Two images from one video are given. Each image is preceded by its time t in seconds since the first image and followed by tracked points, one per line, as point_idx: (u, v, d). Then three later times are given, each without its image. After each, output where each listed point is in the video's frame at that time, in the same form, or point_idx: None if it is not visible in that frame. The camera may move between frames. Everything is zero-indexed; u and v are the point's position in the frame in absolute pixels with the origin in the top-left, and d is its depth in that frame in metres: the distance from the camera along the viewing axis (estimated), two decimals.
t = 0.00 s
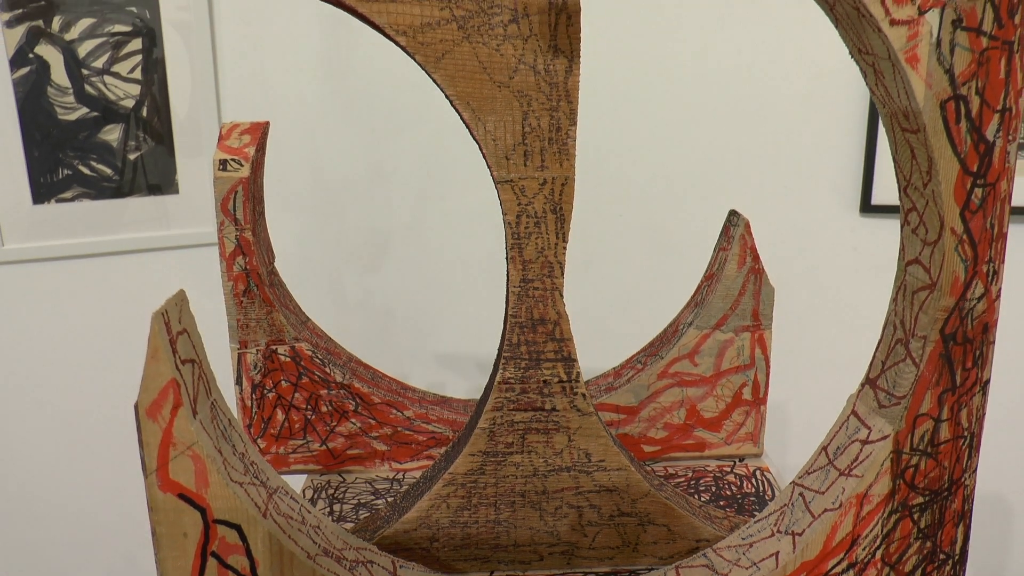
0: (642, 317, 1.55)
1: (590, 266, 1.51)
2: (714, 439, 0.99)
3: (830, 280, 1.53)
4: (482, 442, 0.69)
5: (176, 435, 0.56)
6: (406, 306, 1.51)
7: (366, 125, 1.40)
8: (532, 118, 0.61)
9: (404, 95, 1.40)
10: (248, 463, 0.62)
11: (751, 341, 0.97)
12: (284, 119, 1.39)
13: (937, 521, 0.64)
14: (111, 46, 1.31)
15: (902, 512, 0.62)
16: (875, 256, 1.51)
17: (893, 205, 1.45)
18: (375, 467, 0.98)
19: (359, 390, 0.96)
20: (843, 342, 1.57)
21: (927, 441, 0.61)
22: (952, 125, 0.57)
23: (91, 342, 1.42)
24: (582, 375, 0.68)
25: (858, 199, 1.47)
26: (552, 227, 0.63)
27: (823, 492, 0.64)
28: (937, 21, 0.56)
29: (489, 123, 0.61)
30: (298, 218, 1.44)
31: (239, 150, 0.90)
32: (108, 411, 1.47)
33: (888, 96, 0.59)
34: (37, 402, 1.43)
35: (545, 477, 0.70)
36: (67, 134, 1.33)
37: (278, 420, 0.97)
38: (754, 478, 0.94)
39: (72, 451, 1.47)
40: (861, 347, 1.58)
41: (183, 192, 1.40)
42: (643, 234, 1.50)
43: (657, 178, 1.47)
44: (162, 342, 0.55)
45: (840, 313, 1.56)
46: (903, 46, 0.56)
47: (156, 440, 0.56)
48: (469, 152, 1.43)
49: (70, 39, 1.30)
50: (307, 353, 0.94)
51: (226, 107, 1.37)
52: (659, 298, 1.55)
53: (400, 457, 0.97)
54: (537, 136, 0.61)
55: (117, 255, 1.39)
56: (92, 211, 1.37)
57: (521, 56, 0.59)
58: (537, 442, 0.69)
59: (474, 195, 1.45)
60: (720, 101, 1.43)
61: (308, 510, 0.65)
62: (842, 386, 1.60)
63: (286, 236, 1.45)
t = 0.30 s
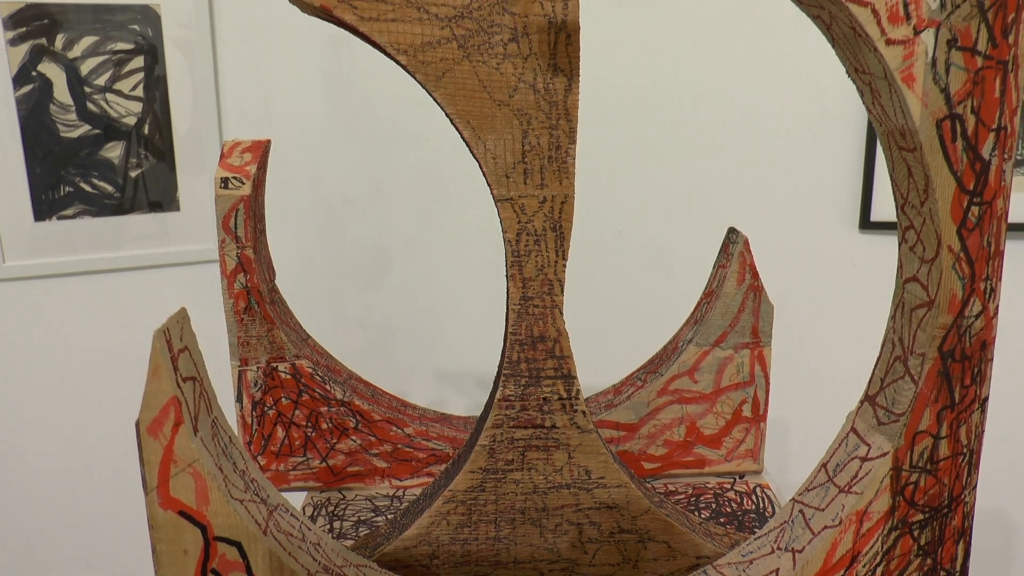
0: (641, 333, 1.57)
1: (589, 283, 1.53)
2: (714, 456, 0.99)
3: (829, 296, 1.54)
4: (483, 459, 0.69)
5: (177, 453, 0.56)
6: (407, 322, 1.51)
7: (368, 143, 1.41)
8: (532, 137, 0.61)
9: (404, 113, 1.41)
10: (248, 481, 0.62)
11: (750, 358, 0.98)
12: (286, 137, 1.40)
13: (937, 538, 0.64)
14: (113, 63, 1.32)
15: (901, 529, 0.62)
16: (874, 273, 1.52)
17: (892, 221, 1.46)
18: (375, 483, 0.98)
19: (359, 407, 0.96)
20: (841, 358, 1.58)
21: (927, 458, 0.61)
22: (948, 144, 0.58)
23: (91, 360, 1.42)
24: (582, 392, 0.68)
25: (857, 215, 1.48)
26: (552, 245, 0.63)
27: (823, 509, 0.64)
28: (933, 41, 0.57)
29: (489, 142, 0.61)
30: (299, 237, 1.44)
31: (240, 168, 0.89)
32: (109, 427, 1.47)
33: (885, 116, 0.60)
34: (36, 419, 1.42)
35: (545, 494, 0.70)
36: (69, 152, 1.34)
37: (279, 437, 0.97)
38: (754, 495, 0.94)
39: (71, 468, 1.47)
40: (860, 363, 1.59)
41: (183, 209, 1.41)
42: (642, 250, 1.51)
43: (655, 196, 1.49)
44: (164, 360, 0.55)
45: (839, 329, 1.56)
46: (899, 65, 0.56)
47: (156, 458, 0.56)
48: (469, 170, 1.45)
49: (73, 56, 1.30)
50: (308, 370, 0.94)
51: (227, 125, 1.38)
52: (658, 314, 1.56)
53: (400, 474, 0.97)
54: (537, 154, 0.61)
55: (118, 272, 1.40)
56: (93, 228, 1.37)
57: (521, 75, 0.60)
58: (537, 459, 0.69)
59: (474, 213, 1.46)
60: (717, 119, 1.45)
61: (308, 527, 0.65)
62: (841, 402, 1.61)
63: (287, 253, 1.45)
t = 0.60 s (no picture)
0: (642, 350, 1.58)
1: (590, 300, 1.54)
2: (714, 474, 0.99)
3: (828, 314, 1.55)
4: (483, 477, 0.69)
5: (178, 471, 0.56)
6: (408, 340, 1.52)
7: (370, 161, 1.42)
8: (531, 156, 0.62)
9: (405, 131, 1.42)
10: (249, 499, 0.62)
11: (750, 376, 0.98)
12: (288, 156, 1.41)
13: (937, 556, 0.64)
14: (115, 82, 1.33)
15: (902, 546, 0.62)
16: (873, 290, 1.53)
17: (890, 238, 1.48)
18: (375, 502, 0.98)
19: (360, 425, 0.96)
20: (840, 375, 1.59)
21: (926, 476, 0.61)
22: (945, 163, 0.59)
23: (92, 378, 1.43)
24: (582, 410, 0.68)
25: (856, 233, 1.50)
26: (552, 264, 0.63)
27: (823, 527, 0.64)
28: (928, 61, 0.57)
29: (489, 161, 0.62)
30: (301, 255, 1.45)
31: (241, 187, 0.90)
32: (109, 445, 1.48)
33: (882, 135, 0.61)
34: (36, 437, 1.42)
35: (545, 512, 0.70)
36: (71, 170, 1.35)
37: (279, 455, 0.97)
38: (754, 512, 0.94)
39: (70, 486, 1.47)
40: (860, 380, 1.59)
41: (184, 228, 1.42)
42: (642, 267, 1.53)
43: (655, 213, 1.50)
44: (165, 380, 0.55)
45: (839, 346, 1.57)
46: (895, 86, 0.57)
47: (157, 476, 0.56)
48: (470, 188, 1.46)
49: (76, 75, 1.31)
50: (309, 388, 0.94)
51: (228, 144, 1.40)
52: (659, 332, 1.56)
53: (400, 492, 0.97)
54: (537, 173, 0.62)
55: (120, 290, 1.41)
56: (94, 246, 1.38)
57: (521, 95, 0.61)
58: (537, 477, 0.69)
59: (475, 231, 1.48)
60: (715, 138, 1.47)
61: (308, 545, 0.65)
62: (841, 420, 1.61)
63: (289, 271, 1.46)
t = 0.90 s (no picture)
0: (641, 369, 1.58)
1: (589, 320, 1.54)
2: (714, 493, 0.99)
3: (828, 333, 1.55)
4: (483, 497, 0.69)
5: (179, 491, 0.56)
6: (408, 359, 1.52)
7: (370, 182, 1.44)
8: (531, 177, 0.62)
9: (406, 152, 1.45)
10: (249, 519, 0.62)
11: (750, 396, 0.98)
12: (290, 177, 1.43)
13: None
14: (117, 102, 1.34)
15: (902, 566, 0.62)
16: (872, 310, 1.53)
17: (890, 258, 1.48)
18: (375, 522, 0.97)
19: (360, 445, 0.96)
20: (841, 395, 1.59)
21: (926, 496, 0.62)
22: (941, 185, 0.59)
23: (92, 397, 1.43)
24: (582, 430, 0.68)
25: (855, 253, 1.50)
26: (552, 284, 0.64)
27: (823, 547, 0.64)
28: (923, 84, 0.58)
29: (489, 182, 0.62)
30: (301, 274, 1.46)
31: (243, 208, 0.89)
32: (108, 465, 1.47)
33: (878, 157, 0.61)
34: (35, 457, 1.42)
35: (545, 531, 0.70)
36: (73, 190, 1.35)
37: (279, 475, 0.96)
38: (755, 532, 0.94)
39: (68, 508, 1.46)
40: (860, 399, 1.59)
41: (185, 247, 1.43)
42: (641, 287, 1.53)
43: (654, 234, 1.51)
44: (167, 400, 0.56)
45: (838, 365, 1.57)
46: (891, 108, 0.58)
47: (158, 497, 0.56)
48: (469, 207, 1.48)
49: (78, 95, 1.32)
50: (309, 408, 0.94)
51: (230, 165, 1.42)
52: (658, 351, 1.57)
53: (400, 512, 0.97)
54: (537, 195, 0.62)
55: (120, 310, 1.41)
56: (94, 266, 1.38)
57: (521, 116, 0.61)
58: (537, 496, 0.69)
59: (473, 250, 1.49)
60: (714, 158, 1.48)
61: (308, 565, 0.65)
62: (841, 439, 1.61)
63: (289, 291, 1.46)
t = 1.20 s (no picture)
0: (642, 391, 1.58)
1: (589, 341, 1.54)
2: (715, 515, 0.98)
3: (827, 354, 1.55)
4: (483, 519, 0.69)
5: (180, 514, 0.56)
6: (408, 380, 1.52)
7: (371, 204, 1.45)
8: (531, 201, 0.63)
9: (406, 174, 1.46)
10: (249, 541, 0.63)
11: (750, 418, 0.98)
12: (292, 199, 1.44)
13: None
14: (120, 125, 1.35)
15: None
16: (871, 330, 1.54)
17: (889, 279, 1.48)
18: (375, 543, 0.97)
19: (360, 467, 0.96)
20: (842, 417, 1.59)
21: (925, 518, 0.62)
22: (937, 208, 0.60)
23: (91, 420, 1.43)
24: (582, 452, 0.68)
25: (855, 274, 1.51)
26: (551, 307, 0.64)
27: (824, 568, 0.64)
28: (918, 108, 0.59)
29: (489, 206, 0.63)
30: (302, 297, 1.46)
31: (245, 231, 0.89)
32: (106, 489, 1.46)
33: (875, 181, 0.62)
34: (34, 481, 1.42)
35: (545, 554, 0.70)
36: (75, 212, 1.36)
37: (279, 497, 0.96)
38: (756, 553, 0.93)
39: (66, 530, 1.46)
40: (860, 420, 1.59)
41: (186, 269, 1.43)
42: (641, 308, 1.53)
43: (654, 255, 1.51)
44: (168, 422, 0.56)
45: (838, 386, 1.58)
46: (887, 132, 0.58)
47: (158, 519, 0.56)
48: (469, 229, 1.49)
49: (81, 118, 1.33)
50: (310, 430, 0.94)
51: (231, 188, 1.42)
52: (658, 372, 1.57)
53: (401, 534, 0.97)
54: (537, 218, 0.63)
55: (121, 332, 1.41)
56: (95, 288, 1.38)
57: (521, 140, 0.62)
58: (537, 518, 0.69)
59: (473, 272, 1.50)
60: (712, 180, 1.49)
61: None
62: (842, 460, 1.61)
63: (290, 313, 1.46)
